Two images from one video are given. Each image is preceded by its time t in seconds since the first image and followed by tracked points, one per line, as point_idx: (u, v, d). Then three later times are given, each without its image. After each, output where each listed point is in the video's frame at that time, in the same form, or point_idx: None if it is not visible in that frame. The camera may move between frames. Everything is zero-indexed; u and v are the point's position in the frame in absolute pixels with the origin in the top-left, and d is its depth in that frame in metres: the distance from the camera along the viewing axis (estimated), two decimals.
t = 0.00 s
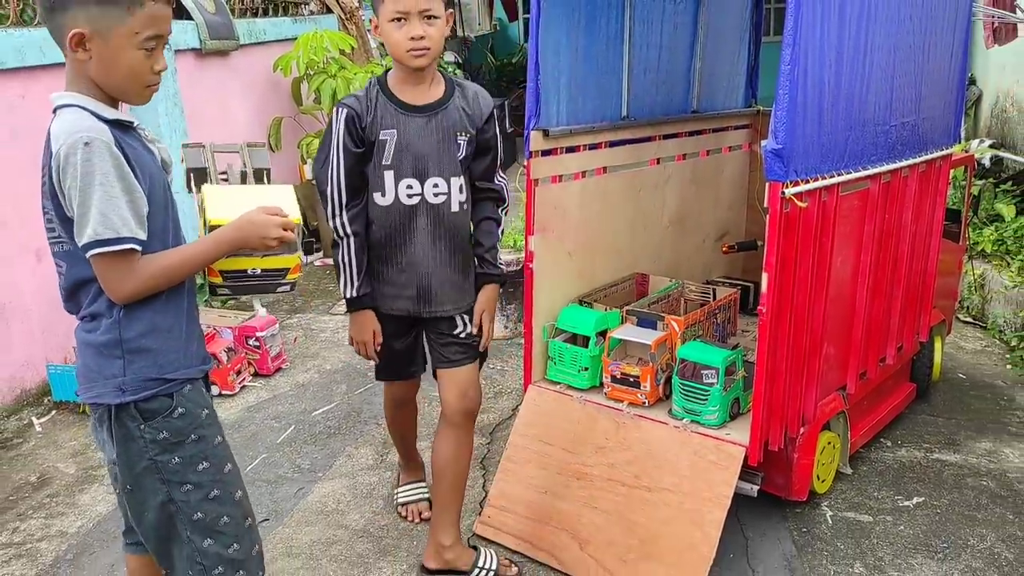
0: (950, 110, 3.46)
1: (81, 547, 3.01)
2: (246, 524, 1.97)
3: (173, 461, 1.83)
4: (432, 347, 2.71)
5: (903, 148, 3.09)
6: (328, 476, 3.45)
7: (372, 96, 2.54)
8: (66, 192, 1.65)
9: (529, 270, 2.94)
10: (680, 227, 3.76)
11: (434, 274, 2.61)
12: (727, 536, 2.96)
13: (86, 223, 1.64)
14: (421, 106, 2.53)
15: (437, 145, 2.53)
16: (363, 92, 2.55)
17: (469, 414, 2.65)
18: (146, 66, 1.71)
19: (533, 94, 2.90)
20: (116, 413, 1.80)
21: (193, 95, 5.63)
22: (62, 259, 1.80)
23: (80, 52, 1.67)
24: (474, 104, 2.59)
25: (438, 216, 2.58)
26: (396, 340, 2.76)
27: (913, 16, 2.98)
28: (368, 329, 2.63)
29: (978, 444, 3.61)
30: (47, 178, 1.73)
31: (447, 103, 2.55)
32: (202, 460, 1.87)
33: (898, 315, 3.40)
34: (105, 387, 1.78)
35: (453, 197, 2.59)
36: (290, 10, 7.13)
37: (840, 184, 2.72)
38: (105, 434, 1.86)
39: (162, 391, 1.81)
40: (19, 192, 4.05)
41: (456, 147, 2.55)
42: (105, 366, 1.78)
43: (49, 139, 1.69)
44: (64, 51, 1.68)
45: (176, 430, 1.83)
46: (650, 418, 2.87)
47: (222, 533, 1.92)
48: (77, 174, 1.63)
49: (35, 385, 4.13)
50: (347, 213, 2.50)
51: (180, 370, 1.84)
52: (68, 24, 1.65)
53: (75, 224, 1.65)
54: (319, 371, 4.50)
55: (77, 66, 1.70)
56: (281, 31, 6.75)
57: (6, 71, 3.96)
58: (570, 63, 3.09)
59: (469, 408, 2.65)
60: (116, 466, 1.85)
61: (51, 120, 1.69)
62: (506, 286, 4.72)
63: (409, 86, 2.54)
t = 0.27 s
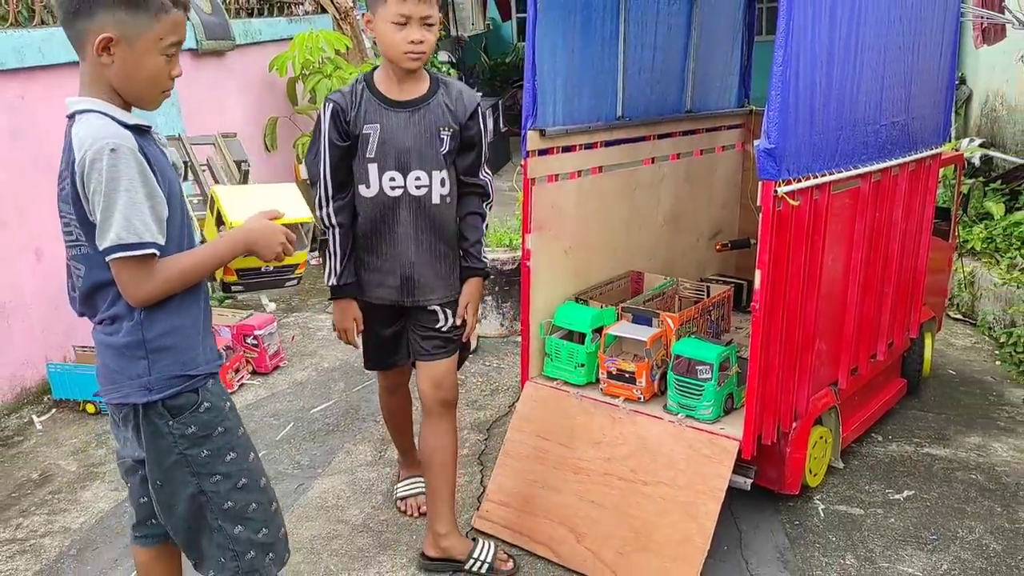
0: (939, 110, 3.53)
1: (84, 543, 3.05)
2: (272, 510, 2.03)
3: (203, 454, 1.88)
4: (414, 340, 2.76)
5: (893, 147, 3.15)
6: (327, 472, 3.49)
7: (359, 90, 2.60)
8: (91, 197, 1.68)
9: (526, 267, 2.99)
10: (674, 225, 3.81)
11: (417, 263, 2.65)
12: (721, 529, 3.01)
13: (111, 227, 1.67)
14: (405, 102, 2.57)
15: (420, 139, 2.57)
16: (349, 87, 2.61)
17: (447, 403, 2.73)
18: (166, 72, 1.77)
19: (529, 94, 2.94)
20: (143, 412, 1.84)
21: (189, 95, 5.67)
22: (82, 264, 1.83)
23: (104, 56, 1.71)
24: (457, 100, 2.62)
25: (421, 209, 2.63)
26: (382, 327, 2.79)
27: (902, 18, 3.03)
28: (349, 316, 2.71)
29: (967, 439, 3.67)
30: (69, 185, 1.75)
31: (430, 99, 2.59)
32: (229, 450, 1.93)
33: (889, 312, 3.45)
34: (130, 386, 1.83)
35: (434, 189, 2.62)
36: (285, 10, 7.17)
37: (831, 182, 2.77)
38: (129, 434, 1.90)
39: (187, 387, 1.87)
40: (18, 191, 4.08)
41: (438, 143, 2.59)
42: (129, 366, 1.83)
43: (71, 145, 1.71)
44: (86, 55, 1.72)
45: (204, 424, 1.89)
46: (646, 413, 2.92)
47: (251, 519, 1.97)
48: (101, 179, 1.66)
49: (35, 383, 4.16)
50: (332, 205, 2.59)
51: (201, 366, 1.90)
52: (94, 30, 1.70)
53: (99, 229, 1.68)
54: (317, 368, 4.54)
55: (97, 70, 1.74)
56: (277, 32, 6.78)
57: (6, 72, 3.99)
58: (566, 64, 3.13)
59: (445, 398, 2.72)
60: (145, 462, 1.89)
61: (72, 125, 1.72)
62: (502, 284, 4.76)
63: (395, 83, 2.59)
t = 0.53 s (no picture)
0: (930, 107, 3.56)
1: (83, 538, 3.07)
2: (292, 501, 2.07)
3: (233, 442, 1.93)
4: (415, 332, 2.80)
5: (885, 144, 3.18)
6: (325, 467, 3.52)
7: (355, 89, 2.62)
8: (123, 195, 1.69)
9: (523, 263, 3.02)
10: (668, 221, 3.84)
11: (412, 258, 2.70)
12: (716, 521, 3.05)
13: (141, 225, 1.68)
14: (399, 100, 2.61)
15: (414, 137, 2.61)
16: (343, 85, 2.63)
17: (451, 396, 2.75)
18: (190, 67, 1.79)
19: (525, 91, 2.97)
20: (177, 399, 1.87)
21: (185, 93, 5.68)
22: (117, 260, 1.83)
23: (132, 52, 1.72)
24: (449, 98, 2.67)
25: (414, 205, 2.67)
26: (379, 321, 2.83)
27: (894, 17, 3.07)
28: (343, 309, 2.74)
29: (959, 433, 3.72)
30: (100, 182, 1.76)
31: (424, 98, 2.63)
32: (257, 440, 1.97)
33: (881, 307, 3.49)
34: (167, 373, 1.85)
35: (428, 186, 2.67)
36: (279, 9, 7.18)
37: (823, 179, 2.80)
38: (157, 424, 1.92)
39: (221, 375, 1.91)
40: (16, 190, 4.09)
41: (432, 140, 2.63)
42: (167, 353, 1.85)
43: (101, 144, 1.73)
44: (114, 51, 1.74)
45: (236, 413, 1.93)
46: (641, 407, 2.95)
47: (274, 509, 2.01)
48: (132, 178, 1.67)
49: (32, 381, 4.18)
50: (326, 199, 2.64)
51: (234, 355, 1.94)
52: (122, 26, 1.71)
53: (129, 227, 1.69)
54: (314, 366, 4.57)
55: (123, 65, 1.75)
56: (271, 31, 6.78)
57: (3, 70, 4.00)
58: (562, 62, 3.16)
59: (450, 390, 2.75)
60: (171, 451, 1.92)
61: (99, 125, 1.74)
62: (498, 282, 4.79)
63: (390, 81, 2.62)
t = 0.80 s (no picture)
0: (926, 107, 3.59)
1: (85, 537, 3.08)
2: (299, 506, 2.07)
3: (245, 440, 1.94)
4: (426, 332, 2.80)
5: (882, 143, 3.21)
6: (326, 466, 3.53)
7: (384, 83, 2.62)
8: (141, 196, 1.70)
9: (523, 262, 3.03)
10: (666, 220, 3.86)
11: (433, 258, 2.72)
12: (715, 519, 3.07)
13: (157, 226, 1.69)
14: (425, 100, 2.65)
15: (440, 136, 2.65)
16: (369, 81, 2.62)
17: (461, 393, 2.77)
18: (212, 65, 1.81)
19: (525, 91, 2.99)
20: (194, 393, 1.89)
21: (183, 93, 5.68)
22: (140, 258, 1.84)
23: (156, 50, 1.74)
24: (469, 101, 2.75)
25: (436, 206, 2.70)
26: (392, 325, 2.87)
27: (890, 17, 3.09)
28: (355, 309, 2.73)
29: (955, 430, 3.74)
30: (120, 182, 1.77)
31: (447, 98, 2.69)
32: (269, 440, 1.99)
33: (877, 305, 3.52)
34: (186, 367, 1.87)
35: (448, 187, 2.70)
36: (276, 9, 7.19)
37: (821, 178, 2.83)
38: (170, 419, 1.94)
39: (239, 372, 1.93)
40: (15, 189, 4.09)
41: (456, 142, 2.69)
42: (186, 347, 1.88)
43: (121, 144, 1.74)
44: (138, 48, 1.75)
45: (250, 410, 1.95)
46: (641, 404, 2.97)
47: (282, 512, 2.02)
48: (151, 179, 1.68)
49: (32, 381, 4.18)
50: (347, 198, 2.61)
51: (251, 353, 1.97)
52: (148, 23, 1.72)
53: (145, 228, 1.70)
54: (313, 365, 4.58)
55: (146, 62, 1.76)
56: (268, 30, 6.79)
57: (3, 70, 4.01)
58: (562, 62, 3.18)
59: (456, 387, 2.76)
60: (184, 447, 1.94)
61: (120, 125, 1.74)
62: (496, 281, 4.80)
63: (415, 79, 2.64)
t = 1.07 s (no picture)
0: (913, 110, 3.64)
1: (80, 538, 3.10)
2: (292, 510, 2.10)
3: (240, 444, 1.97)
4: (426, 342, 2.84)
5: (868, 147, 3.25)
6: (320, 467, 3.56)
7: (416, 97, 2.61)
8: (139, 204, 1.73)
9: (514, 265, 3.07)
10: (657, 222, 3.90)
11: (440, 272, 2.76)
12: (705, 518, 3.11)
13: (153, 234, 1.72)
14: (453, 119, 2.67)
15: (464, 157, 2.70)
16: (402, 93, 2.60)
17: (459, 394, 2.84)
18: (213, 73, 1.84)
19: (516, 95, 3.02)
20: (190, 397, 1.92)
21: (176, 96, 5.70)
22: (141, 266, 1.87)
23: (159, 59, 1.77)
24: (485, 121, 2.81)
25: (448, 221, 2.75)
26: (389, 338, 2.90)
27: (877, 22, 3.13)
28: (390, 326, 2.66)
29: (942, 429, 3.79)
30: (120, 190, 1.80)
31: (468, 119, 2.73)
32: (263, 444, 2.01)
33: (865, 306, 3.56)
34: (183, 370, 1.91)
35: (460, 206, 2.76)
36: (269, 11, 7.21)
37: (808, 181, 2.87)
38: (166, 421, 1.96)
39: (235, 376, 1.96)
40: (9, 193, 4.11)
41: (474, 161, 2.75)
42: (184, 350, 1.91)
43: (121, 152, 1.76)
44: (141, 57, 1.77)
45: (245, 415, 1.98)
46: (631, 405, 3.00)
47: (275, 516, 2.05)
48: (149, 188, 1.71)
49: (26, 383, 4.20)
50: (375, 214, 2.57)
51: (247, 358, 2.00)
52: (151, 33, 1.75)
53: (142, 236, 1.73)
54: (307, 366, 4.60)
55: (148, 72, 1.79)
56: (261, 33, 6.81)
57: None
58: (552, 66, 3.22)
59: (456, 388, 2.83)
60: (180, 450, 1.96)
61: (121, 134, 1.77)
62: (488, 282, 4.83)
63: (442, 95, 2.65)
